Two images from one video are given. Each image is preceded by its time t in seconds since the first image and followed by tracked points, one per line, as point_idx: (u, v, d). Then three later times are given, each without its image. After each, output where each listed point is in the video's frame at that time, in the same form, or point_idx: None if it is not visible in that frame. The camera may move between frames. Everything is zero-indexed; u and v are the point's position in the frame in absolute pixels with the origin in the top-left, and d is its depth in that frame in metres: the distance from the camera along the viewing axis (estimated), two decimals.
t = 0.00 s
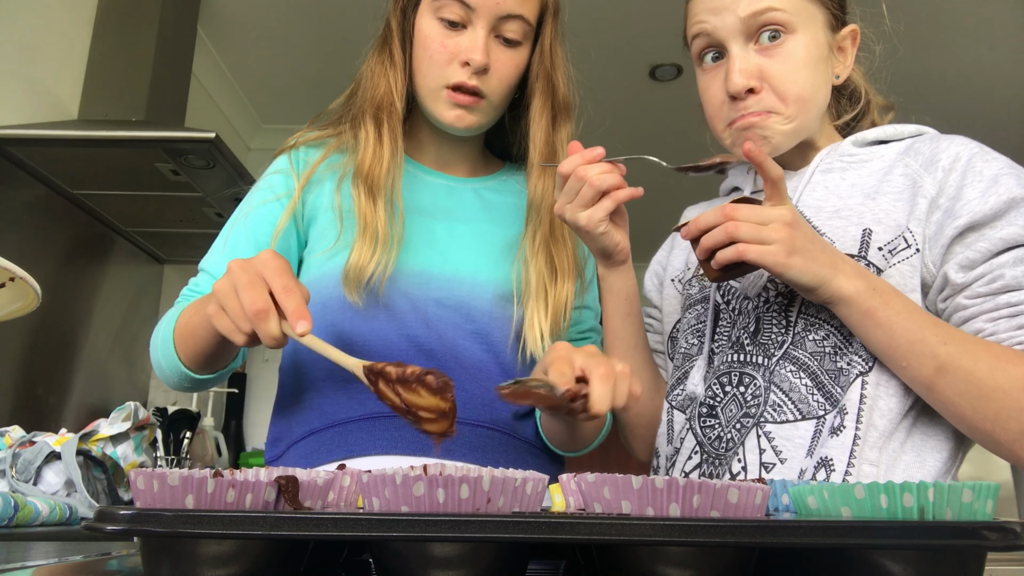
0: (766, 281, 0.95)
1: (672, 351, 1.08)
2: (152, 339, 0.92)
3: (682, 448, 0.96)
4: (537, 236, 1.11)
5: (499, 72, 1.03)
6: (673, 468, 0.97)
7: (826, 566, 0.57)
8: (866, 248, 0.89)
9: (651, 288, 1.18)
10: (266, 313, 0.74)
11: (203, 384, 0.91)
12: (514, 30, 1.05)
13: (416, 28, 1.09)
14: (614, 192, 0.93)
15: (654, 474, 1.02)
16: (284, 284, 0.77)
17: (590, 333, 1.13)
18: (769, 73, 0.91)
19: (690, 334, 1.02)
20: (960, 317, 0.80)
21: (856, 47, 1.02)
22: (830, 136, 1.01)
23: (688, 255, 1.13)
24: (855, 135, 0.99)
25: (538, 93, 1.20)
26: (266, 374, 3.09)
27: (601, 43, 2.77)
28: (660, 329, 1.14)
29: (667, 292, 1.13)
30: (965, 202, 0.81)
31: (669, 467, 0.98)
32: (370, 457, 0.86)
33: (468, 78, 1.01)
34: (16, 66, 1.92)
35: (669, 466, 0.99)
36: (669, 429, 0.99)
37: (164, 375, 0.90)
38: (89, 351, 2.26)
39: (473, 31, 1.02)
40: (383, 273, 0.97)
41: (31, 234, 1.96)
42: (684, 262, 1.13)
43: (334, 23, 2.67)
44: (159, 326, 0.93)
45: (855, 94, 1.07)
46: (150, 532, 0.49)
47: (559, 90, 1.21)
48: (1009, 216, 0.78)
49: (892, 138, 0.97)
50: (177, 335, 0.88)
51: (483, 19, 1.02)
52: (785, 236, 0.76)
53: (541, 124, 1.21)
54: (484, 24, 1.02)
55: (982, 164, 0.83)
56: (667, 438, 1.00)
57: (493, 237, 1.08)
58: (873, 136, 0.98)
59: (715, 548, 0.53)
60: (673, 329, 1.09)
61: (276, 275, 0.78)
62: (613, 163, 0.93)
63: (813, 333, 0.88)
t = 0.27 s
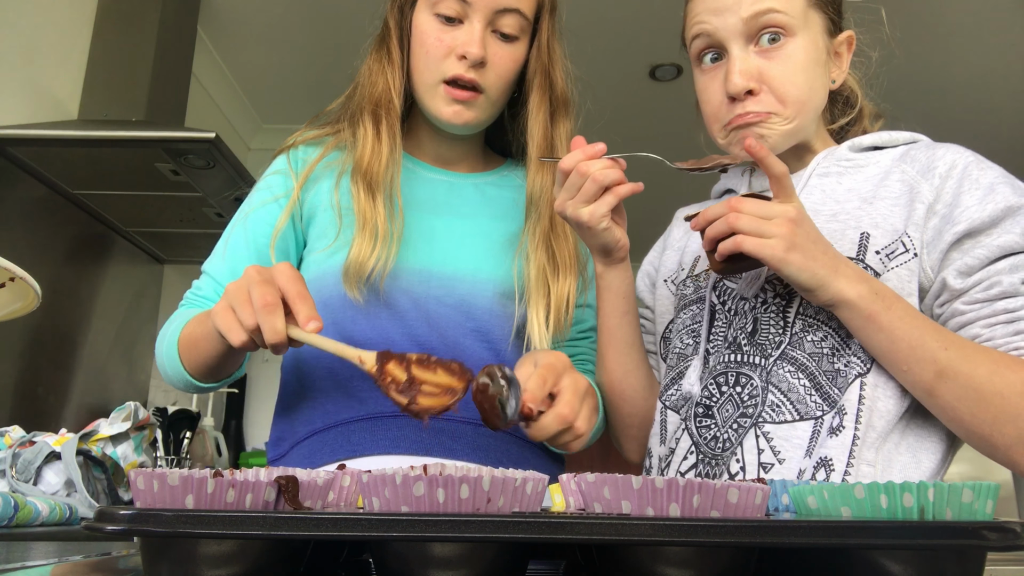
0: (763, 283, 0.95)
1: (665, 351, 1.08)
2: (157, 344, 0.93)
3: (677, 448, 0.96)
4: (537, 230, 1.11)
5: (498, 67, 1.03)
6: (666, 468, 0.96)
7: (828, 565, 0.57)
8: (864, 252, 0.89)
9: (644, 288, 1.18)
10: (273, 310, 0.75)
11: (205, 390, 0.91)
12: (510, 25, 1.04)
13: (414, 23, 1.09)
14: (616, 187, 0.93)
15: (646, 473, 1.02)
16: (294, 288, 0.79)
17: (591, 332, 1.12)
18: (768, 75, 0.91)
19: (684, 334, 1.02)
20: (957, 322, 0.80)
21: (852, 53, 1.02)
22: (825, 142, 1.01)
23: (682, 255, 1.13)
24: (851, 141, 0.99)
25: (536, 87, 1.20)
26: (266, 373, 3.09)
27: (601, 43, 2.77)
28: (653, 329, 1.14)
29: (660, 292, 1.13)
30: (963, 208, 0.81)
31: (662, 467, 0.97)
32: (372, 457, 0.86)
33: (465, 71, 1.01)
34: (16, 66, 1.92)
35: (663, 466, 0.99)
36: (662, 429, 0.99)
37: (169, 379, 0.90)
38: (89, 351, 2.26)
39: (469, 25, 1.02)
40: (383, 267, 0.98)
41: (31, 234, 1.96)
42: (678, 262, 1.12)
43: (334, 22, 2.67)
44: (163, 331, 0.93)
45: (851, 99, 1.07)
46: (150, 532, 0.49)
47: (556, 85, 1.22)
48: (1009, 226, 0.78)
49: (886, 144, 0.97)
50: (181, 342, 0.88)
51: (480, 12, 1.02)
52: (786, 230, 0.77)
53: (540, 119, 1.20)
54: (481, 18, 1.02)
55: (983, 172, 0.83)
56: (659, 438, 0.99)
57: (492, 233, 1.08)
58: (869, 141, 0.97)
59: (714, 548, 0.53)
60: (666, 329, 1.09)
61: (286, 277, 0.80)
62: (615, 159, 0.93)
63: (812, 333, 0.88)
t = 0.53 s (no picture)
0: (765, 284, 0.95)
1: (663, 352, 1.07)
2: (156, 339, 0.94)
3: (681, 448, 0.95)
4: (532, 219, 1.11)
5: (483, 50, 1.03)
6: (671, 468, 0.95)
7: (827, 565, 0.57)
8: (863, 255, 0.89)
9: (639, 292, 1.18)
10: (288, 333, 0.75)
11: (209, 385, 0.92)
12: (495, 9, 1.05)
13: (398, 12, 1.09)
14: (644, 173, 0.93)
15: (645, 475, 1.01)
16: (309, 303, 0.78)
17: (586, 326, 1.13)
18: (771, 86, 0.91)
19: (683, 335, 1.02)
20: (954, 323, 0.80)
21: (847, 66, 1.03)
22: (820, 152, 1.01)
23: (679, 259, 1.13)
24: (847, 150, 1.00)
25: (528, 73, 1.20)
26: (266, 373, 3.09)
27: (601, 43, 2.77)
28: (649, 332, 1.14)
29: (657, 295, 1.13)
30: (961, 214, 0.82)
31: (666, 467, 0.96)
32: (361, 453, 0.87)
33: (452, 55, 1.01)
34: (16, 66, 1.92)
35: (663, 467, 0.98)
36: (661, 430, 0.99)
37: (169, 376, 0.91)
38: (89, 351, 2.26)
39: (455, 9, 1.02)
40: (379, 259, 0.98)
41: (31, 234, 1.96)
42: (675, 266, 1.13)
43: (334, 22, 2.67)
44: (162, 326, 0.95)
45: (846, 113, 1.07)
46: (150, 532, 0.49)
47: (547, 72, 1.22)
48: (1002, 229, 0.79)
49: (880, 155, 0.97)
50: (184, 343, 0.89)
51: None
52: (801, 219, 0.78)
53: (533, 106, 1.20)
54: (466, 2, 1.03)
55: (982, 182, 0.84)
56: (659, 439, 0.99)
57: (485, 222, 1.08)
58: (864, 150, 0.98)
59: (714, 548, 0.53)
60: (663, 332, 1.09)
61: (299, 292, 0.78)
62: (645, 147, 0.93)
63: (813, 333, 0.89)
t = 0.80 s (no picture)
0: (777, 286, 0.95)
1: (665, 355, 1.06)
2: (103, 327, 0.85)
3: (692, 449, 0.93)
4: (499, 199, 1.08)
5: (448, 27, 1.01)
6: (681, 470, 0.94)
7: (827, 566, 0.57)
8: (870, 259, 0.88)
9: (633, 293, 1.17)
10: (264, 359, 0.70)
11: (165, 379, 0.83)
12: None
13: None
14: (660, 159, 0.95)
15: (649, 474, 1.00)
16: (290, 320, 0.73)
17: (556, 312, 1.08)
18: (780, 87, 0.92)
19: (691, 338, 1.01)
20: (957, 329, 0.82)
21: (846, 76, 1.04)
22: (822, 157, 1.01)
23: (680, 263, 1.13)
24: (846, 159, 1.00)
25: (493, 54, 1.19)
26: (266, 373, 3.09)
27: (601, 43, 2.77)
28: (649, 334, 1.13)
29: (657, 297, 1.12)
30: (965, 224, 0.84)
31: (676, 469, 0.95)
32: (320, 441, 0.82)
33: (418, 30, 0.98)
34: (16, 66, 1.92)
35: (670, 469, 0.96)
36: (670, 432, 0.97)
37: (125, 365, 0.82)
38: (89, 351, 2.26)
39: None
40: (345, 239, 0.91)
41: (32, 234, 1.96)
42: (675, 270, 1.12)
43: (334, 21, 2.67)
44: (107, 315, 0.85)
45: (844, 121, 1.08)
46: (150, 533, 0.49)
47: (510, 50, 1.21)
48: (1001, 241, 0.81)
49: (879, 165, 0.98)
50: (146, 329, 0.80)
51: None
52: (824, 222, 0.78)
53: (497, 85, 1.19)
54: None
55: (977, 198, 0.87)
56: (667, 441, 0.97)
57: (454, 204, 1.03)
58: (865, 160, 0.98)
59: (715, 548, 0.53)
60: (665, 333, 1.08)
61: (272, 308, 0.72)
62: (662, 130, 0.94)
63: (826, 333, 0.89)
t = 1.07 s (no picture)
0: (764, 289, 0.95)
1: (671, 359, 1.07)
2: (40, 319, 0.79)
3: (688, 451, 0.94)
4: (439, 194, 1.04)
5: (417, 17, 0.96)
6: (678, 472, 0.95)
7: (827, 566, 0.57)
8: (855, 257, 0.89)
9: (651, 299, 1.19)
10: (277, 360, 0.67)
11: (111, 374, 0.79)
12: None
13: None
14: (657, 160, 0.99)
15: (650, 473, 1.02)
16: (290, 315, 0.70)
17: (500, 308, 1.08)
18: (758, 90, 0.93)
19: (690, 343, 1.02)
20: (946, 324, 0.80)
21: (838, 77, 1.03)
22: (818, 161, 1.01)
23: (688, 269, 1.13)
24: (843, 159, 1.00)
25: (444, 42, 1.13)
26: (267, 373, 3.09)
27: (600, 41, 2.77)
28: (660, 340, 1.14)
29: (668, 304, 1.14)
30: (951, 217, 0.83)
31: (674, 470, 0.96)
32: (266, 432, 0.78)
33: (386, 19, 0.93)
34: (16, 66, 1.92)
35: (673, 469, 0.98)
36: (672, 434, 0.98)
37: (68, 359, 0.77)
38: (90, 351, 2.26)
39: None
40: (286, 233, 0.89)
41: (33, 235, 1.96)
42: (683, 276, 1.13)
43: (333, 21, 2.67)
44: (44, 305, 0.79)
45: (840, 118, 1.07)
46: (150, 533, 0.49)
47: (466, 39, 1.15)
48: (988, 229, 0.80)
49: (876, 164, 0.98)
50: (87, 318, 0.74)
51: None
52: (780, 228, 0.82)
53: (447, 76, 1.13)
54: None
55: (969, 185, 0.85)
56: (670, 443, 0.99)
57: (406, 199, 1.00)
58: (860, 160, 0.98)
59: (715, 548, 0.53)
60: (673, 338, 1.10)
61: (272, 308, 0.68)
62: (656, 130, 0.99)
63: (808, 334, 0.89)
